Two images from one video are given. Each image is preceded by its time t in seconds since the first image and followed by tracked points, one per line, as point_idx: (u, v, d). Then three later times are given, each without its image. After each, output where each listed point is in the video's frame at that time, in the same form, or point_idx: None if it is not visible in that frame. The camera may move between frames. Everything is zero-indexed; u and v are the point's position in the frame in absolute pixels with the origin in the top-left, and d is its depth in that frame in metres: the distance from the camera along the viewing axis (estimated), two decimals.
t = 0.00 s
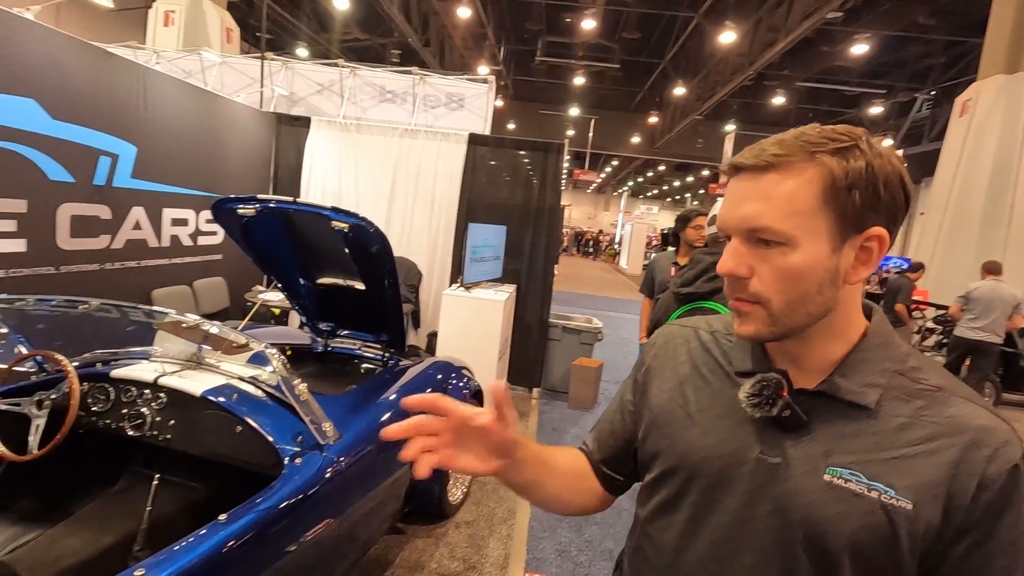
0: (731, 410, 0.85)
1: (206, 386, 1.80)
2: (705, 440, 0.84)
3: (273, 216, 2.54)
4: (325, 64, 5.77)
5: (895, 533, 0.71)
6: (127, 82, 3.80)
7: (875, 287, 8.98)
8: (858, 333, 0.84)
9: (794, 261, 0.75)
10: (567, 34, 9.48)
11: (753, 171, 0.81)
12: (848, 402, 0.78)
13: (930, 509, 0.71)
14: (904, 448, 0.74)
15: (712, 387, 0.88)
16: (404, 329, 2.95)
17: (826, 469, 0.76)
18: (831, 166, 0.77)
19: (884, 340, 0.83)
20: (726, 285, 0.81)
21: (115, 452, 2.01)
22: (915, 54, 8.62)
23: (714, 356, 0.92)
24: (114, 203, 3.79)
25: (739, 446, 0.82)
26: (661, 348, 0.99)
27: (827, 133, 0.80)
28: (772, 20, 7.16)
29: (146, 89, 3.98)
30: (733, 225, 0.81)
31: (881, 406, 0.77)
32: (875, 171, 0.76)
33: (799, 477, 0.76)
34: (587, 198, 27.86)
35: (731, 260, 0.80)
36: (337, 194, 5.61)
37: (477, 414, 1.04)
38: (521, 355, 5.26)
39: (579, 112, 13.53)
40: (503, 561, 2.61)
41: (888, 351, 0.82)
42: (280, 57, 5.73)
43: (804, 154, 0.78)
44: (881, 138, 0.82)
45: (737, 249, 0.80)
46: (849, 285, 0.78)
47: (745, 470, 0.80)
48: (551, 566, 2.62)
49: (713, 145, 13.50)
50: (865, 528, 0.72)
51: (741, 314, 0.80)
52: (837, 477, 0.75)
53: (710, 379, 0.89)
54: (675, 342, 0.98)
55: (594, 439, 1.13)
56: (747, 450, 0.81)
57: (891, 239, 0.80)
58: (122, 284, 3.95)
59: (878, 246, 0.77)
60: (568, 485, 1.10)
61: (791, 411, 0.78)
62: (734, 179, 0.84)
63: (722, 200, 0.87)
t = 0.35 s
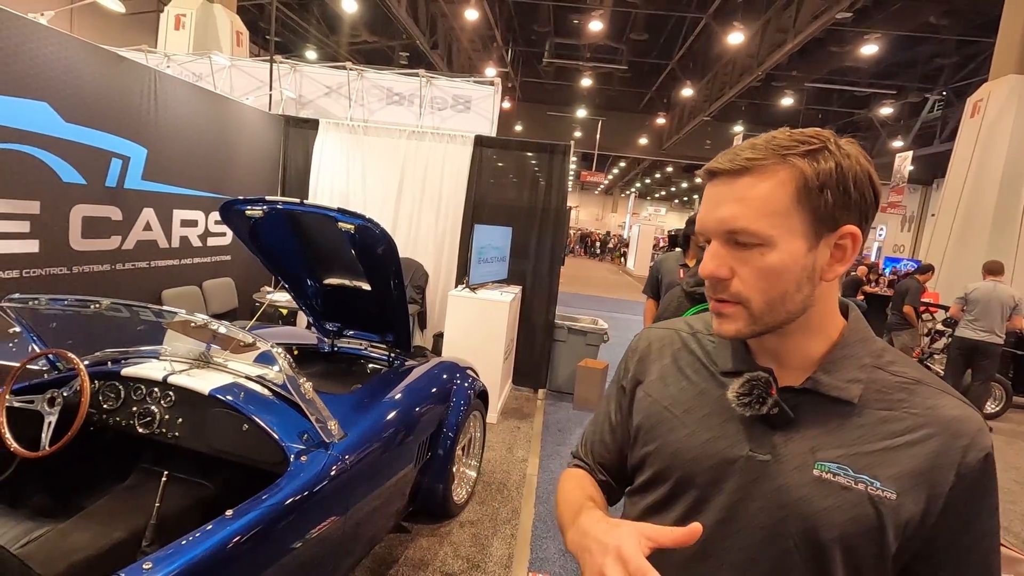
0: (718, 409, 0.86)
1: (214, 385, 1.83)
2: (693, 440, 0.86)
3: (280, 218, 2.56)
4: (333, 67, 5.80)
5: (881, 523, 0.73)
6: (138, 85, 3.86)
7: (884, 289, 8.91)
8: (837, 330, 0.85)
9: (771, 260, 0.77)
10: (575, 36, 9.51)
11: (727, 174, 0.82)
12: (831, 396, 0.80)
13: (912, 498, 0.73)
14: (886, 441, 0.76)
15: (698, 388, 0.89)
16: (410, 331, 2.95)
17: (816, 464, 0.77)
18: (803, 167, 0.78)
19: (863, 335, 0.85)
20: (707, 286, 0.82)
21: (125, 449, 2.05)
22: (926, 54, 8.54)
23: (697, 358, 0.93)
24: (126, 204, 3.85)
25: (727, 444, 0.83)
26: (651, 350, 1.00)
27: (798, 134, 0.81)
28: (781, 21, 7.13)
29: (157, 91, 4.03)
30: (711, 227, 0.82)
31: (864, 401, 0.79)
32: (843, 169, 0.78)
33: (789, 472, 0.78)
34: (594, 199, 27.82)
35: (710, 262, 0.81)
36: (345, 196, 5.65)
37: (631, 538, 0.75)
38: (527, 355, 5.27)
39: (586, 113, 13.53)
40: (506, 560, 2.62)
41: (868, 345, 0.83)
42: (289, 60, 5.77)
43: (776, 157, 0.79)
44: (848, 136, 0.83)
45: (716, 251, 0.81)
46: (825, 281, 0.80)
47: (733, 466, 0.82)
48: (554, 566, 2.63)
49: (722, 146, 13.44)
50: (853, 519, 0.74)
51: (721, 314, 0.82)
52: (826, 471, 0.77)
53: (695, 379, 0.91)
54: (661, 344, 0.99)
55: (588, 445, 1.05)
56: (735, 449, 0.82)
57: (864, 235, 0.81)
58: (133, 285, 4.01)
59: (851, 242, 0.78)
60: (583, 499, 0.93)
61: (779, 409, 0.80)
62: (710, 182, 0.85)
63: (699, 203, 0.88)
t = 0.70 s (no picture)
0: (690, 400, 0.85)
1: (219, 385, 1.83)
2: (667, 434, 0.84)
3: (285, 219, 2.57)
4: (340, 68, 5.83)
5: (845, 506, 0.74)
6: (146, 87, 3.88)
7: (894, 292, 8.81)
8: (802, 322, 0.88)
9: (736, 257, 0.77)
10: (581, 37, 9.52)
11: (693, 174, 0.82)
12: (796, 386, 0.81)
13: (876, 480, 0.75)
14: (848, 427, 0.77)
15: (672, 382, 0.88)
16: (415, 332, 2.94)
17: (784, 452, 0.78)
18: (763, 166, 0.78)
19: (826, 327, 0.86)
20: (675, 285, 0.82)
21: (131, 448, 2.05)
22: (936, 54, 8.47)
23: (669, 353, 0.93)
24: (133, 205, 3.88)
25: (700, 437, 0.82)
26: (620, 350, 1.00)
27: (759, 135, 0.82)
28: (789, 21, 7.08)
29: (164, 93, 4.05)
30: (678, 227, 0.82)
31: (828, 390, 0.80)
32: (800, 168, 0.79)
33: (760, 461, 0.78)
34: (600, 201, 27.76)
35: (677, 261, 0.81)
36: (351, 198, 5.67)
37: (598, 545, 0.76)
38: (532, 357, 5.26)
39: (593, 115, 13.51)
40: (510, 562, 2.61)
41: (831, 337, 0.85)
42: (296, 63, 5.80)
43: (738, 156, 0.80)
44: (807, 135, 0.85)
45: (683, 249, 0.81)
46: (787, 277, 0.80)
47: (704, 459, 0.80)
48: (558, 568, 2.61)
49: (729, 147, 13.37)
50: (820, 503, 0.75)
51: (689, 311, 0.81)
52: (794, 458, 0.77)
53: (669, 374, 0.90)
54: (630, 346, 0.98)
55: (571, 442, 1.05)
56: (707, 440, 0.81)
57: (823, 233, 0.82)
58: (140, 285, 4.03)
59: (812, 239, 0.79)
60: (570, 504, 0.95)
61: (749, 399, 0.80)
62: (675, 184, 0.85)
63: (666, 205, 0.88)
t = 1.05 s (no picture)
0: (637, 386, 0.94)
1: (223, 387, 1.83)
2: (616, 415, 0.93)
3: (288, 220, 2.56)
4: (344, 70, 5.84)
5: (767, 474, 0.80)
6: (152, 88, 3.90)
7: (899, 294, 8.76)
8: (734, 308, 0.93)
9: (686, 250, 0.83)
10: (585, 39, 9.51)
11: (643, 174, 0.87)
12: (721, 366, 0.87)
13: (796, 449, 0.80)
14: (772, 402, 0.83)
15: (628, 369, 0.97)
16: (418, 333, 2.94)
17: (713, 427, 0.85)
18: (705, 167, 0.85)
19: (756, 311, 0.91)
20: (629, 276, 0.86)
21: (135, 448, 2.06)
22: (943, 55, 8.42)
23: (625, 345, 1.02)
24: (139, 205, 3.90)
25: (642, 415, 0.91)
26: (583, 347, 1.09)
27: (698, 140, 0.89)
28: (795, 22, 7.03)
29: (170, 95, 4.07)
30: (631, 222, 0.87)
31: (752, 368, 0.86)
32: (733, 171, 0.87)
33: (693, 436, 0.85)
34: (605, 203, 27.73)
35: (631, 254, 0.85)
36: (355, 199, 5.68)
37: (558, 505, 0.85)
38: (535, 357, 5.26)
39: (597, 116, 13.48)
40: (513, 564, 2.61)
41: (758, 322, 0.90)
42: (300, 64, 5.81)
43: (682, 158, 0.86)
44: (736, 144, 0.93)
45: (637, 243, 0.85)
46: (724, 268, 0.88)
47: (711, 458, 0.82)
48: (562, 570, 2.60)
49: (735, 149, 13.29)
50: (743, 472, 0.81)
51: (642, 301, 0.86)
52: (722, 433, 0.84)
53: (624, 363, 0.98)
54: (594, 342, 1.07)
55: (551, 429, 1.13)
56: (650, 418, 0.90)
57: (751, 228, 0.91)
58: (145, 286, 4.05)
59: (743, 236, 0.87)
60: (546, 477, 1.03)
61: (681, 379, 0.87)
62: (624, 183, 0.90)
63: (615, 204, 0.93)
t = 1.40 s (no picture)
0: (636, 390, 0.94)
1: (224, 388, 1.83)
2: (618, 421, 0.93)
3: (289, 221, 2.55)
4: (346, 71, 5.84)
5: (773, 468, 0.79)
6: (155, 89, 3.91)
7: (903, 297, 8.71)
8: (724, 299, 0.92)
9: (703, 243, 0.86)
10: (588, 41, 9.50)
11: (646, 172, 0.87)
12: (718, 361, 0.86)
13: (798, 438, 0.78)
14: (771, 393, 0.81)
15: (626, 372, 0.97)
16: (420, 334, 2.93)
17: (715, 422, 0.84)
18: (700, 161, 0.89)
19: (744, 302, 0.91)
20: (651, 277, 0.85)
21: (137, 448, 2.07)
22: (946, 56, 8.39)
23: (620, 349, 1.02)
24: (141, 206, 3.90)
25: (638, 418, 0.91)
26: (582, 352, 1.09)
27: (678, 139, 0.92)
28: (796, 24, 7.01)
29: (173, 96, 4.08)
30: (647, 221, 0.86)
31: (745, 360, 0.85)
32: (717, 163, 0.93)
33: (694, 433, 0.84)
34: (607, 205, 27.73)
35: (656, 253, 0.84)
36: (357, 200, 5.68)
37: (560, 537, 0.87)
38: (538, 359, 5.25)
39: (599, 118, 13.48)
40: (515, 566, 2.59)
41: (749, 313, 0.89)
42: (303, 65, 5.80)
43: (679, 153, 0.88)
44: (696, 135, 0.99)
45: (659, 242, 0.85)
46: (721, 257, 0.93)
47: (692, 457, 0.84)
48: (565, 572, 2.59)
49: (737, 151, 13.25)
50: (748, 467, 0.80)
51: (666, 300, 0.86)
52: (724, 428, 0.83)
53: (624, 367, 0.98)
54: (592, 347, 1.07)
55: (556, 442, 1.14)
56: (649, 423, 0.89)
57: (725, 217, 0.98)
58: (147, 287, 4.05)
59: (731, 222, 0.94)
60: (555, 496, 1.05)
61: (677, 376, 0.87)
62: (623, 184, 0.89)
63: (614, 205, 0.91)
